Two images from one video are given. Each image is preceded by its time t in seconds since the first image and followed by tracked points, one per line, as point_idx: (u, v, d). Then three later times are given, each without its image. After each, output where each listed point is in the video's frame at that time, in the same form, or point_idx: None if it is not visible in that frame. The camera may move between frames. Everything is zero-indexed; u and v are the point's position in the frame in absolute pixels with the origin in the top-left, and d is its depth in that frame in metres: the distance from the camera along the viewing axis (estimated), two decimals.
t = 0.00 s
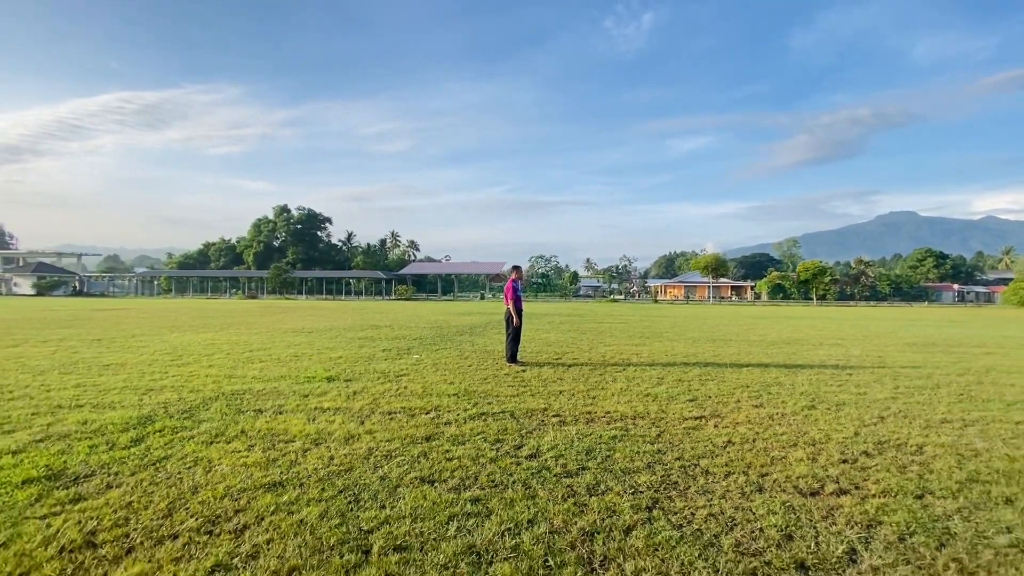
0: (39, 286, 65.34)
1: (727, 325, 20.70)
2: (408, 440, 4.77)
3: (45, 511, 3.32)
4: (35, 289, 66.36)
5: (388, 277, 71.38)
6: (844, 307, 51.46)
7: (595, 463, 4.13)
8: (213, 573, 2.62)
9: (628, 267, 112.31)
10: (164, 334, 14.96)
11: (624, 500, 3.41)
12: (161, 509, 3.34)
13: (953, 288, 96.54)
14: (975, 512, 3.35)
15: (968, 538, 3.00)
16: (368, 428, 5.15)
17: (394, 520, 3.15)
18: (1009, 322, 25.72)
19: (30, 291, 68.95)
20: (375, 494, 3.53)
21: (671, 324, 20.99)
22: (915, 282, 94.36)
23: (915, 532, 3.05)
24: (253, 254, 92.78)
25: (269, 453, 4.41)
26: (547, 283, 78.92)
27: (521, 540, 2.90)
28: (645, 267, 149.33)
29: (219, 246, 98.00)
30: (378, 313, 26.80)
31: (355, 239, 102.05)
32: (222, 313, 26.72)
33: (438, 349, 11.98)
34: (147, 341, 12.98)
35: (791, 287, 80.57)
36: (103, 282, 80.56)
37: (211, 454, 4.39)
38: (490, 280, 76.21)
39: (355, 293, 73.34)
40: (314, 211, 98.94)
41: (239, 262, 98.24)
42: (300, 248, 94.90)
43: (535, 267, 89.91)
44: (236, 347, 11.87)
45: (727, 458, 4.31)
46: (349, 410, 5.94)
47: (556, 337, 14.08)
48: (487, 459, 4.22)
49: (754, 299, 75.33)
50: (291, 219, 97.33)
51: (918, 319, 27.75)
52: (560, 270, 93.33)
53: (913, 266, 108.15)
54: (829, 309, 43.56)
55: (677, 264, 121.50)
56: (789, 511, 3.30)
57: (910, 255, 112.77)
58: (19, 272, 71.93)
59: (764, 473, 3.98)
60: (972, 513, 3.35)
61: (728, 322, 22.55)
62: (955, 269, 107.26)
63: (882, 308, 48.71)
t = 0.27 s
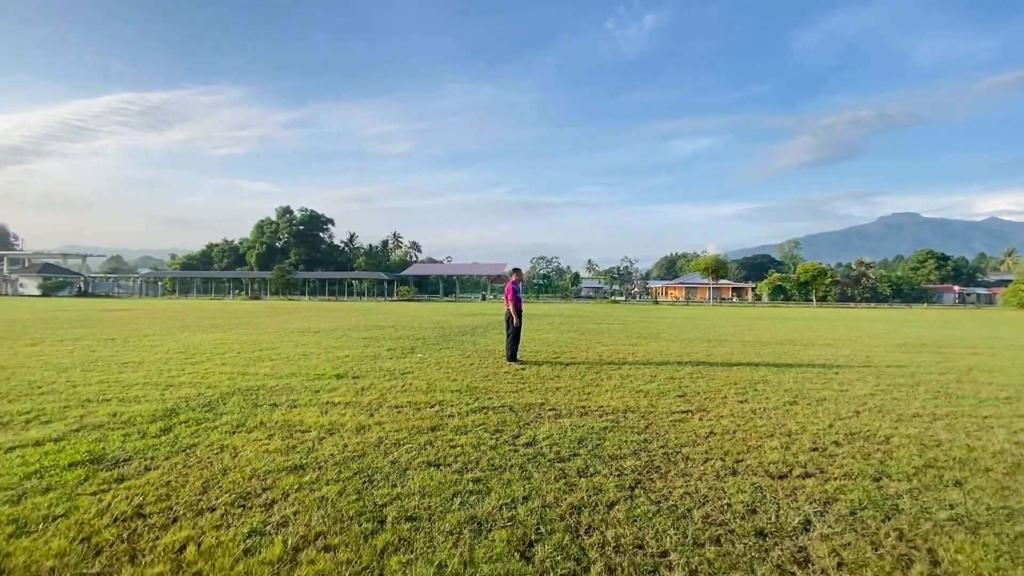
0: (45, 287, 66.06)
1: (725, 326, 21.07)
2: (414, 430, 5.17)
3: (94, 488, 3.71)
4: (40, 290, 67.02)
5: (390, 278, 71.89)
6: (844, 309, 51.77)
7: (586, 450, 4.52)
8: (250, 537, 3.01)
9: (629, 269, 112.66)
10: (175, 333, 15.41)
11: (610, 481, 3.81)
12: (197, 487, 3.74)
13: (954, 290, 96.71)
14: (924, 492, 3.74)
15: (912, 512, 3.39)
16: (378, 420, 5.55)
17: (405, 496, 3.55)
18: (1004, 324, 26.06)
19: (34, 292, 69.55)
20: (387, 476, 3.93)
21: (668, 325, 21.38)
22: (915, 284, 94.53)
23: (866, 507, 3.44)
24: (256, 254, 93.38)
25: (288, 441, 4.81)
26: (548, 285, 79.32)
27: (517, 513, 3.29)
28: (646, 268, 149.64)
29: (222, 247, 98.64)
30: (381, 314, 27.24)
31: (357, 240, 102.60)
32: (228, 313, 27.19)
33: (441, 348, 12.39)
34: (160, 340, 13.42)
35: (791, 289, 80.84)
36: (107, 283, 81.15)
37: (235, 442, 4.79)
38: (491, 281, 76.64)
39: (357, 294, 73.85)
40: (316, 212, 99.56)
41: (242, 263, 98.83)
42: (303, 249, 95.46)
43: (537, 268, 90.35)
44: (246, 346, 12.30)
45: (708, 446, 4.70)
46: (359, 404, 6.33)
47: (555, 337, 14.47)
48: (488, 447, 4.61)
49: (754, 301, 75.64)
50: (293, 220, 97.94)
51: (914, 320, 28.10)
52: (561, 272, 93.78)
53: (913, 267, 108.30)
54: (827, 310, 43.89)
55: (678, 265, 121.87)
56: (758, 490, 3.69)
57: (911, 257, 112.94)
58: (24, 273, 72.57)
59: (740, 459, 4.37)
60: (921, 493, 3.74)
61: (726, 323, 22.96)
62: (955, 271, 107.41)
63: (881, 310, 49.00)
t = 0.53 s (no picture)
0: (51, 287, 67.12)
1: (723, 326, 21.44)
2: (421, 420, 5.60)
3: (137, 468, 4.15)
4: (47, 290, 67.88)
5: (392, 279, 72.45)
6: (843, 309, 52.08)
7: (579, 437, 4.94)
8: (280, 506, 3.43)
9: (630, 269, 113.09)
10: (187, 332, 15.92)
11: (599, 463, 4.22)
12: (228, 467, 4.17)
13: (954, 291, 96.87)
14: (882, 472, 4.14)
15: (867, 488, 3.79)
16: (387, 411, 5.98)
17: (415, 475, 3.97)
18: (1000, 324, 26.38)
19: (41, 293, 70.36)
20: (398, 458, 4.35)
21: (667, 325, 21.79)
22: (916, 284, 94.69)
23: (827, 485, 3.84)
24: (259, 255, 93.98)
25: (306, 429, 5.25)
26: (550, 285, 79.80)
27: (515, 487, 3.70)
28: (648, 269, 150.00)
29: (225, 248, 99.40)
30: (384, 314, 27.68)
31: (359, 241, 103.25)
32: (234, 313, 27.69)
33: (444, 347, 12.82)
34: (172, 339, 13.91)
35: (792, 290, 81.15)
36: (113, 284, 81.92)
37: (258, 430, 5.23)
38: (493, 282, 77.13)
39: (359, 295, 74.42)
40: (319, 213, 100.25)
41: (245, 264, 99.52)
42: (306, 250, 96.10)
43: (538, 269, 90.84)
44: (257, 345, 12.78)
45: (691, 434, 5.11)
46: (368, 397, 6.77)
47: (555, 336, 14.90)
48: (489, 434, 5.04)
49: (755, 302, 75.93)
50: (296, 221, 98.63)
51: (911, 321, 28.43)
52: (562, 272, 94.23)
53: (914, 268, 108.46)
54: (826, 311, 44.27)
55: (679, 266, 122.29)
56: (732, 471, 4.10)
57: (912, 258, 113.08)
58: (31, 274, 73.40)
59: (719, 445, 4.78)
60: (879, 473, 4.14)
61: (724, 323, 23.33)
62: (957, 272, 107.50)
63: (880, 310, 49.30)
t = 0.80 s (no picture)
0: (56, 288, 67.80)
1: (719, 326, 21.90)
2: (428, 412, 6.03)
3: (173, 453, 4.58)
4: (51, 291, 68.51)
5: (393, 279, 72.96)
6: (841, 309, 52.47)
7: (574, 427, 5.38)
8: (306, 484, 3.87)
9: (630, 270, 113.55)
10: (197, 332, 16.41)
11: (591, 449, 4.65)
12: (255, 453, 4.60)
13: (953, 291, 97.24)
14: (847, 457, 4.57)
15: (831, 470, 4.22)
16: (396, 405, 6.42)
17: (424, 459, 4.40)
18: (995, 324, 26.78)
19: (46, 293, 70.94)
20: (408, 445, 4.78)
21: (664, 325, 22.27)
22: (915, 285, 95.05)
23: (795, 467, 4.27)
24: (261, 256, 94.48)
25: (323, 420, 5.69)
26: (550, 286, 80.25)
27: (514, 469, 4.13)
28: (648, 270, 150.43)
29: (227, 249, 100.00)
30: (387, 314, 28.19)
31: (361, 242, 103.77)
32: (239, 313, 28.19)
33: (447, 346, 13.29)
34: (184, 338, 14.40)
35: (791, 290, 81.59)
36: (116, 286, 82.41)
37: (278, 421, 5.67)
38: (494, 282, 77.61)
39: (361, 296, 74.92)
40: (320, 215, 100.79)
41: (246, 265, 100.07)
42: (307, 251, 96.66)
43: (538, 270, 91.33)
44: (266, 344, 13.24)
45: (677, 425, 5.55)
46: (378, 392, 7.21)
47: (554, 336, 15.33)
48: (491, 424, 5.47)
49: (754, 302, 76.35)
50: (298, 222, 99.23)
51: (906, 321, 28.81)
52: (563, 273, 94.72)
53: (914, 269, 108.79)
54: (823, 311, 44.67)
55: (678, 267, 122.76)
56: (711, 455, 4.52)
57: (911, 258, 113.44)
58: (35, 274, 73.95)
59: (703, 434, 5.21)
60: (845, 458, 4.56)
61: (721, 323, 23.80)
62: (956, 273, 107.84)
63: (878, 311, 49.68)
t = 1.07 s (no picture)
0: (60, 288, 68.37)
1: (717, 326, 22.32)
2: (437, 405, 6.45)
3: (206, 440, 5.01)
4: (56, 291, 69.08)
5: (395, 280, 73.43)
6: (840, 309, 52.81)
7: (573, 418, 5.80)
8: (332, 465, 4.29)
9: (630, 270, 113.93)
10: (207, 332, 16.88)
11: (589, 436, 5.07)
12: (282, 440, 5.03)
13: (953, 291, 97.49)
14: (824, 443, 4.98)
15: (808, 453, 4.63)
16: (407, 398, 6.85)
17: (436, 444, 4.83)
18: (991, 323, 27.16)
19: (50, 294, 71.55)
20: (421, 433, 5.20)
21: (663, 324, 22.70)
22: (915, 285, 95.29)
23: (775, 451, 4.69)
24: (263, 256, 94.97)
25: (340, 412, 6.12)
26: (550, 286, 80.66)
27: (519, 454, 4.54)
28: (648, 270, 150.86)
29: (230, 250, 100.56)
30: (390, 314, 28.63)
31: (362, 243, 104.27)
32: (245, 313, 28.64)
33: (451, 345, 13.72)
34: (196, 338, 14.85)
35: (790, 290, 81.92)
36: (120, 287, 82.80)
37: (299, 412, 6.09)
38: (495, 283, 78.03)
39: (362, 296, 75.37)
40: (322, 215, 101.33)
41: (249, 266, 100.58)
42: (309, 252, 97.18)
43: (539, 270, 91.74)
44: (276, 343, 13.68)
45: (670, 416, 5.96)
46: (388, 387, 7.64)
47: (555, 335, 15.76)
48: (498, 416, 5.90)
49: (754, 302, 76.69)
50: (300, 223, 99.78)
51: (902, 320, 29.14)
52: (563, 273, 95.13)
53: (914, 269, 109.07)
54: (822, 311, 45.06)
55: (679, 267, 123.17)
56: (699, 441, 4.94)
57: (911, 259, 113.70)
58: (40, 275, 74.56)
59: (692, 423, 5.63)
60: (821, 444, 4.97)
61: (718, 323, 24.24)
62: (956, 273, 108.07)
63: (876, 311, 50.04)
